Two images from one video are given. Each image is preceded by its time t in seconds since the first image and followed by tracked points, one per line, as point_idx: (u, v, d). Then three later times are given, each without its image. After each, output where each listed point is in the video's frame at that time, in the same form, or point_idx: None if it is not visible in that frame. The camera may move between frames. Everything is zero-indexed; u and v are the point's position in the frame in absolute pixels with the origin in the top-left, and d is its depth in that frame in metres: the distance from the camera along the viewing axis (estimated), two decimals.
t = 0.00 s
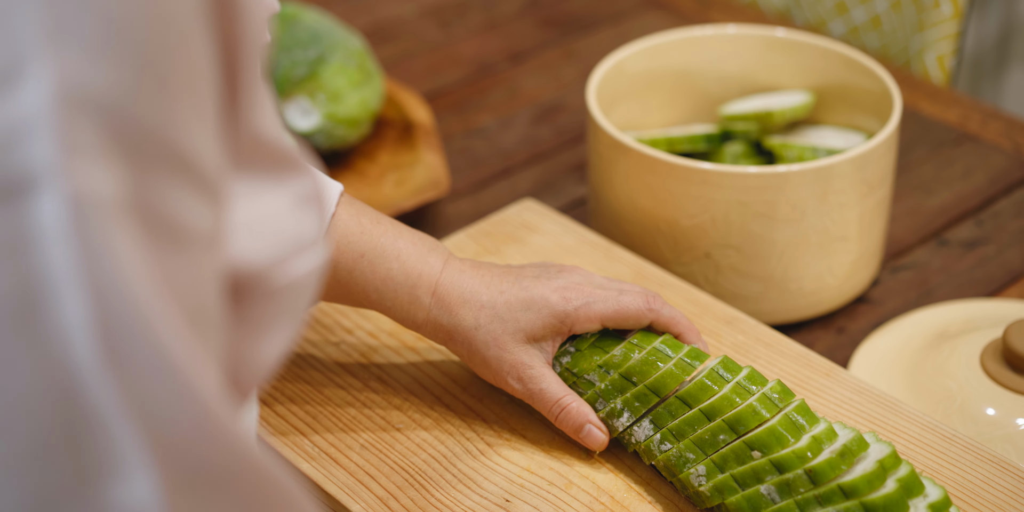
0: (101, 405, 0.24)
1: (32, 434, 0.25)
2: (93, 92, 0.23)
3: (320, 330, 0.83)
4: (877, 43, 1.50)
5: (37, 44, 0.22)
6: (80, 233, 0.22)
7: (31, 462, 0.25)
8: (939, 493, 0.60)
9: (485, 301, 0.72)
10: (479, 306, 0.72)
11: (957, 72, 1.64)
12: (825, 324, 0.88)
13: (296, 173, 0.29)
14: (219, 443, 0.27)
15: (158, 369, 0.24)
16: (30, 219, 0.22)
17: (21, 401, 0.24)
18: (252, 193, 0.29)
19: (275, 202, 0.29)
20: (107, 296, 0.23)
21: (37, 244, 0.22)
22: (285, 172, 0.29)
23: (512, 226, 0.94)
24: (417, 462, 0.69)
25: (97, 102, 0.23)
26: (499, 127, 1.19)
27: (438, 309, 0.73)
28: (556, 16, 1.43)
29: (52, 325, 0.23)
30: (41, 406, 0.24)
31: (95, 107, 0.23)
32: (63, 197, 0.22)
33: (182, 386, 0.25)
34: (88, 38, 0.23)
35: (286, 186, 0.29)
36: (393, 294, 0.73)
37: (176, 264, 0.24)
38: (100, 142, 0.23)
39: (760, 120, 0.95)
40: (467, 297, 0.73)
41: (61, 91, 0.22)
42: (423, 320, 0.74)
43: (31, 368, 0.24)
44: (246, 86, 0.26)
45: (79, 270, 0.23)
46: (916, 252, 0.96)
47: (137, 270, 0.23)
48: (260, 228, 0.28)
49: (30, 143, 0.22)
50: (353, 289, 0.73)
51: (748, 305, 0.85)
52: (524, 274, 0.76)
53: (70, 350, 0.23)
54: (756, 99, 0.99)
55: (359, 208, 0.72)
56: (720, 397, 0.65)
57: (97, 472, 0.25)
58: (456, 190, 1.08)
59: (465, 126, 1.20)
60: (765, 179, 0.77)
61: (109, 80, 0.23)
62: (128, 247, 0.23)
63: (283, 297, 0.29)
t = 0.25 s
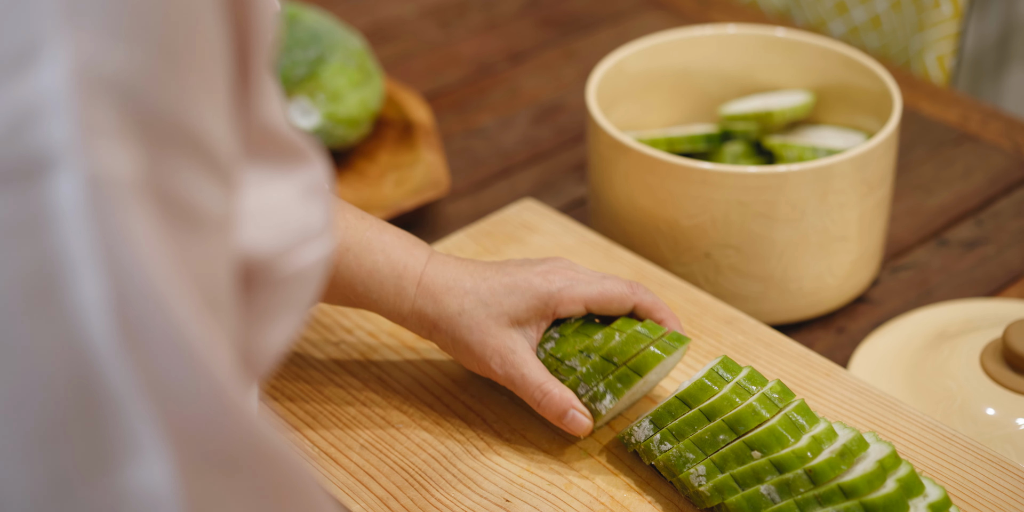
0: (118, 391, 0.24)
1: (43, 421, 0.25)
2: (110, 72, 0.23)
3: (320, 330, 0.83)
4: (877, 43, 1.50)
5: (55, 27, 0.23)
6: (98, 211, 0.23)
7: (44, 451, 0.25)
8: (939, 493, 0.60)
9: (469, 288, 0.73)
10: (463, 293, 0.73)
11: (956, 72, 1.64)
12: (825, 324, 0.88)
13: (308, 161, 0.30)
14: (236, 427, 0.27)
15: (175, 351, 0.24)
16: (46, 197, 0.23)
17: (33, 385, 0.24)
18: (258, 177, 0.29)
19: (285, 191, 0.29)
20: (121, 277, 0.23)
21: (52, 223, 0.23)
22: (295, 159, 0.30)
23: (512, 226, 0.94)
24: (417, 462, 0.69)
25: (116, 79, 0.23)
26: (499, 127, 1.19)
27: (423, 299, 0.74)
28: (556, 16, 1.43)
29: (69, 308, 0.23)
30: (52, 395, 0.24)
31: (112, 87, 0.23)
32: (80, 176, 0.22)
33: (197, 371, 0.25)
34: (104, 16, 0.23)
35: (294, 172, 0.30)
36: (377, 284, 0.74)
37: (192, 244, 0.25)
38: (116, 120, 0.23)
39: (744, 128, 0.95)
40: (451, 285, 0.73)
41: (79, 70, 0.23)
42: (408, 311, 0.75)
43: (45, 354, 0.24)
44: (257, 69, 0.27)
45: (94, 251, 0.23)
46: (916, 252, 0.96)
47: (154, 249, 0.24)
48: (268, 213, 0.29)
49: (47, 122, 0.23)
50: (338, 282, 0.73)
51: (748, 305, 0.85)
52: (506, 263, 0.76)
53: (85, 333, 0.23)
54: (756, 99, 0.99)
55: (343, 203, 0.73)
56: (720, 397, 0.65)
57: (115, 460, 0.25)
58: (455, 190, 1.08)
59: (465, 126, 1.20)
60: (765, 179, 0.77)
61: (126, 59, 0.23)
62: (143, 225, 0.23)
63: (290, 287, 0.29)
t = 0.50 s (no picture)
0: (117, 344, 0.29)
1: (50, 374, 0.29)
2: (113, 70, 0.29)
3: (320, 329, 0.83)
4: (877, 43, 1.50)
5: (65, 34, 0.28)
6: (106, 186, 0.28)
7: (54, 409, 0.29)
8: (939, 493, 0.60)
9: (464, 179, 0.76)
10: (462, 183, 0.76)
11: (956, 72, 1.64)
12: (825, 324, 0.88)
13: (319, 167, 0.44)
14: (220, 384, 0.31)
15: (170, 306, 0.30)
16: (60, 176, 0.28)
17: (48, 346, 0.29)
18: (275, 177, 0.42)
19: (290, 186, 0.42)
20: (126, 243, 0.29)
21: (65, 200, 0.28)
22: (304, 162, 0.43)
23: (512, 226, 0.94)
24: (417, 462, 0.69)
25: (121, 77, 0.30)
26: (499, 127, 1.19)
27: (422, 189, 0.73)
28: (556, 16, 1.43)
29: (78, 271, 0.28)
30: (58, 348, 0.29)
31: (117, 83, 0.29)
32: (90, 158, 0.28)
33: (207, 357, 0.31)
34: (111, 12, 0.30)
35: (307, 173, 0.43)
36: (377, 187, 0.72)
37: (185, 217, 0.31)
38: (122, 111, 0.29)
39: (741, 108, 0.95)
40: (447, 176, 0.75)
41: (88, 67, 0.28)
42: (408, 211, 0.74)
43: (58, 311, 0.28)
44: (265, 68, 0.37)
45: (99, 218, 0.28)
46: (916, 251, 0.96)
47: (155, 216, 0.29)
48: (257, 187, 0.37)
49: (57, 110, 0.28)
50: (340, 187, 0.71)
51: (748, 305, 0.85)
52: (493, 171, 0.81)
53: (93, 295, 0.28)
54: (756, 99, 0.99)
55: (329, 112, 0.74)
56: (720, 397, 0.65)
57: (113, 407, 0.30)
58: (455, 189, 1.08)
59: (465, 125, 1.20)
60: (765, 179, 0.77)
61: (130, 58, 0.30)
62: (145, 196, 0.29)
63: (308, 267, 0.42)
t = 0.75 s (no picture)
0: (116, 356, 0.27)
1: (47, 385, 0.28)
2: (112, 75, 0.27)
3: (319, 328, 0.83)
4: (876, 43, 1.50)
5: (66, 36, 0.27)
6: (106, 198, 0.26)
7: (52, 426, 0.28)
8: (939, 493, 0.60)
9: None
10: None
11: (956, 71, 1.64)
12: (825, 324, 0.88)
13: (320, 175, 0.38)
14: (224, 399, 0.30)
15: (172, 323, 0.28)
16: (59, 187, 0.26)
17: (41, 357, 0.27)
18: (275, 185, 0.37)
19: (291, 192, 0.37)
20: (126, 257, 0.27)
21: (64, 211, 0.26)
22: (305, 170, 0.38)
23: (512, 225, 0.94)
24: (417, 462, 0.69)
25: (123, 81, 0.28)
26: (499, 127, 1.19)
27: None
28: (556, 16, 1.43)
29: (76, 281, 0.27)
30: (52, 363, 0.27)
31: (117, 88, 0.28)
32: (89, 167, 0.26)
33: (203, 368, 0.29)
34: (113, 17, 0.28)
35: (304, 180, 0.38)
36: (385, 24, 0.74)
37: (182, 226, 0.29)
38: (123, 118, 0.28)
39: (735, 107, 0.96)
40: None
41: (89, 74, 0.27)
42: None
43: (53, 319, 0.27)
44: (267, 66, 0.34)
45: (101, 231, 0.27)
46: (916, 252, 0.96)
47: (155, 229, 0.27)
48: (279, 209, 0.36)
49: (56, 116, 0.26)
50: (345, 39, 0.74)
51: (748, 305, 0.85)
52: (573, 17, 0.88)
53: (92, 307, 0.27)
54: (755, 99, 1.00)
55: None
56: (720, 397, 0.65)
57: (111, 423, 0.28)
58: (455, 189, 1.08)
59: (465, 125, 1.20)
60: (765, 179, 0.77)
61: (130, 63, 0.28)
62: (145, 207, 0.27)
63: (300, 283, 0.36)
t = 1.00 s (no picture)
0: (119, 343, 0.27)
1: (41, 377, 0.27)
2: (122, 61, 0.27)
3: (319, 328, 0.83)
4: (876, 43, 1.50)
5: (75, 19, 0.26)
6: (113, 181, 0.26)
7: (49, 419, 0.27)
8: (939, 493, 0.60)
9: None
10: None
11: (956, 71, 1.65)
12: (825, 324, 0.88)
13: (333, 175, 0.38)
14: (228, 389, 0.30)
15: (176, 311, 0.28)
16: (66, 168, 0.26)
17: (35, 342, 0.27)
18: (285, 186, 0.37)
19: (300, 193, 0.37)
20: (132, 242, 0.27)
21: (70, 194, 0.26)
22: (316, 171, 0.38)
23: (512, 225, 0.94)
24: (417, 462, 0.69)
25: (132, 67, 0.27)
26: (499, 127, 1.19)
27: None
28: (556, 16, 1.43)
29: (79, 265, 0.26)
30: (52, 350, 0.27)
31: (126, 75, 0.27)
32: (97, 150, 0.26)
33: (211, 360, 0.29)
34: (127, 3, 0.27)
35: (313, 183, 0.38)
36: None
37: (187, 214, 0.29)
38: (131, 103, 0.27)
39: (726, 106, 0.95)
40: None
41: (99, 60, 0.27)
42: None
43: (55, 306, 0.26)
44: (279, 63, 0.34)
45: (107, 216, 0.26)
46: (916, 251, 0.96)
47: (161, 214, 0.27)
48: (289, 207, 0.37)
49: (64, 98, 0.26)
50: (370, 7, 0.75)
51: (748, 305, 0.85)
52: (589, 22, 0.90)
53: (96, 292, 0.26)
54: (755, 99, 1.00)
55: None
56: (720, 397, 0.65)
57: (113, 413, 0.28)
58: (455, 189, 1.08)
59: (465, 126, 1.20)
60: (765, 178, 0.77)
61: (141, 51, 0.28)
62: (151, 193, 0.27)
63: (307, 278, 0.36)
